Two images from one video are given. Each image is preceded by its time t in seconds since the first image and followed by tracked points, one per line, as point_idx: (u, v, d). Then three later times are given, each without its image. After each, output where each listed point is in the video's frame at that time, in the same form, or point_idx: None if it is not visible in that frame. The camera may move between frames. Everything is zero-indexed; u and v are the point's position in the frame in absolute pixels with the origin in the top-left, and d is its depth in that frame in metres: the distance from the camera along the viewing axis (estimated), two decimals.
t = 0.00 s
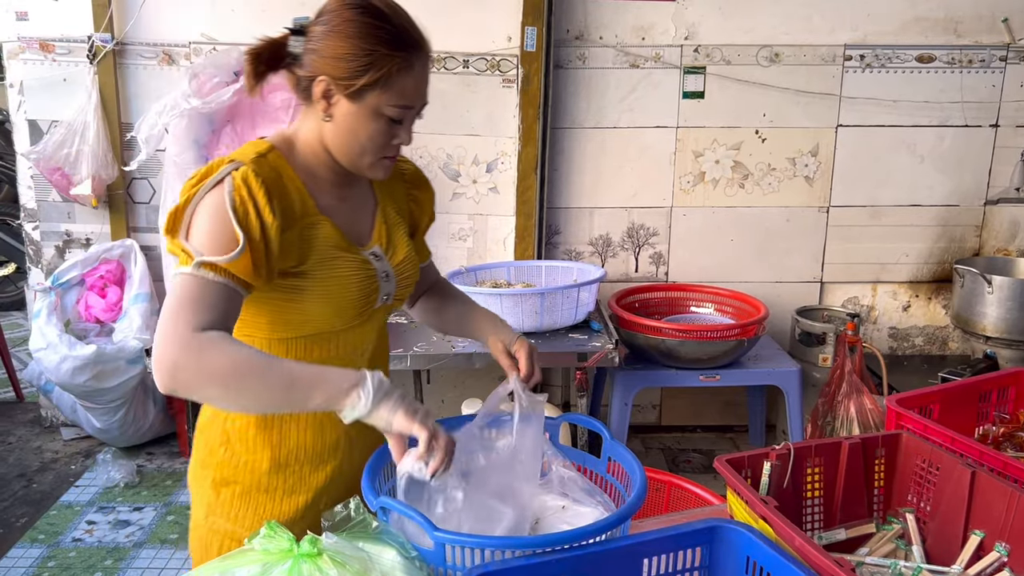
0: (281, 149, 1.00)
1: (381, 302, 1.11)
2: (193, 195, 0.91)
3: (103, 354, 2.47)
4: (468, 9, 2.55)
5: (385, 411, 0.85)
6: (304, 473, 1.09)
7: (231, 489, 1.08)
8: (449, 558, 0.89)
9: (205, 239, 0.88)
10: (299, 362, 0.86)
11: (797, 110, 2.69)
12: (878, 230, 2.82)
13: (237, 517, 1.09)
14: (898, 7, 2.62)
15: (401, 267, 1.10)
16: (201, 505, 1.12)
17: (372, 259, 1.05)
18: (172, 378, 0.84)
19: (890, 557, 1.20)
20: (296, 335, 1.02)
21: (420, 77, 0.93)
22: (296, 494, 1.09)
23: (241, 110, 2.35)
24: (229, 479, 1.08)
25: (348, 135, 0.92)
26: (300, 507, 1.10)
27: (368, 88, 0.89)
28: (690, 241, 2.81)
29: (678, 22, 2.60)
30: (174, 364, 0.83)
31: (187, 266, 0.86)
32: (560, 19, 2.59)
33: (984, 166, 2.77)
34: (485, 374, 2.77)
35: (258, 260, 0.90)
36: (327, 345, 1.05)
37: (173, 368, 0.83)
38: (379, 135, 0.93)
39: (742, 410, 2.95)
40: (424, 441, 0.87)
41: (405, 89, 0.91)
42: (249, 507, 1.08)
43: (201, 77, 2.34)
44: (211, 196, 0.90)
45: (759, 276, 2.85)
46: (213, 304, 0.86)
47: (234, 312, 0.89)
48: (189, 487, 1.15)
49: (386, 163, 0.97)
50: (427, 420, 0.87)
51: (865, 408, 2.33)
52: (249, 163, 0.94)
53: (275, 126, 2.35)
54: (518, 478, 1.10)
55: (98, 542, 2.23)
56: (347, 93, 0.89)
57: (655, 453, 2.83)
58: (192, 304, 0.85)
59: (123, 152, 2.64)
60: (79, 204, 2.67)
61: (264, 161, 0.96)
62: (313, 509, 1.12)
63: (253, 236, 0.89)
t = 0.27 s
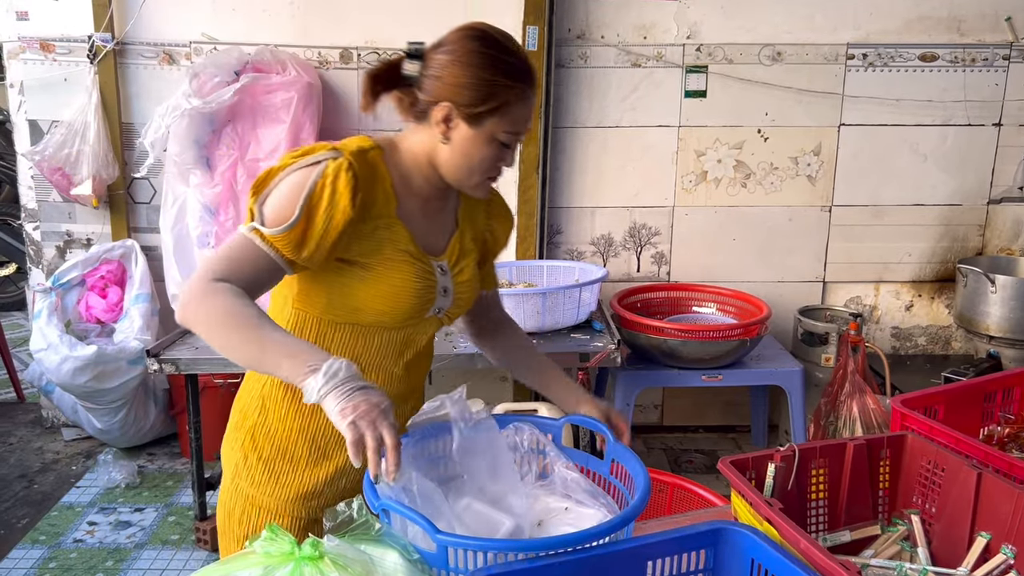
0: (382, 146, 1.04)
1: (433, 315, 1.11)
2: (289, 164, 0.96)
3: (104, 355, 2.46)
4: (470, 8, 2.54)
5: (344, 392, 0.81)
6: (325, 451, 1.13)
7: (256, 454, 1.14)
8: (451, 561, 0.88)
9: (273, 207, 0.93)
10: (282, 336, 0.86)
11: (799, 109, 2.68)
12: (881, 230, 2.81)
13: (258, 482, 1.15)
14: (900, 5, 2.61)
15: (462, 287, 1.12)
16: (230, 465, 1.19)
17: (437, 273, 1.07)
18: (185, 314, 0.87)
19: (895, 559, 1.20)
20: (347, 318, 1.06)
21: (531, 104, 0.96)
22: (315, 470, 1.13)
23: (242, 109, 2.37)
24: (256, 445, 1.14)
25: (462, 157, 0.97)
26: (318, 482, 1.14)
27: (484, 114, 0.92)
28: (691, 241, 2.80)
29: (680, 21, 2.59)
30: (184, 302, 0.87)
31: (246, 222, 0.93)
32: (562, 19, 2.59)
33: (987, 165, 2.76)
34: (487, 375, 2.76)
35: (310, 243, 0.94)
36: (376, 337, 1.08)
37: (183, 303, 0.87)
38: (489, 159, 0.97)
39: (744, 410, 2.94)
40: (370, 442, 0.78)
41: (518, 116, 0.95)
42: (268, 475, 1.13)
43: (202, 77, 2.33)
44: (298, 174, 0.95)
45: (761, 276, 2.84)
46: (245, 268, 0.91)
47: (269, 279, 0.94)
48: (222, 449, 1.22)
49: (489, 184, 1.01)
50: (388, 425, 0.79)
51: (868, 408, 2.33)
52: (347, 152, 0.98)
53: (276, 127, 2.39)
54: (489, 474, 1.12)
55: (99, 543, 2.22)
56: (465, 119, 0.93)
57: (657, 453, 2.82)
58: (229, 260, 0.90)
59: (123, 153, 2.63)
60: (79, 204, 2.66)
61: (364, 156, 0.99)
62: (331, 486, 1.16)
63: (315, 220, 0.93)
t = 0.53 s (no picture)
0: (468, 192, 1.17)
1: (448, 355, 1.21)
2: (383, 177, 1.09)
3: (105, 356, 2.46)
4: (471, 6, 2.53)
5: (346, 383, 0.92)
6: (329, 429, 1.23)
7: (261, 424, 1.21)
8: (453, 564, 0.87)
9: (358, 210, 1.06)
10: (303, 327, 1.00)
11: (802, 109, 2.67)
12: (883, 229, 2.80)
13: (265, 454, 1.22)
14: (904, 4, 2.60)
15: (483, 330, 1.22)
16: (228, 432, 1.25)
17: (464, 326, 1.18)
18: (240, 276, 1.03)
19: (900, 562, 1.20)
20: (367, 326, 1.14)
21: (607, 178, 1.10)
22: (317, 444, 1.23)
23: (243, 109, 2.36)
24: (262, 416, 1.21)
25: (541, 222, 1.10)
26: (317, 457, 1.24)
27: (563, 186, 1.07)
28: (694, 240, 2.79)
29: (682, 20, 2.58)
30: (241, 267, 1.03)
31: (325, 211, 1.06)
32: (564, 18, 2.58)
33: (991, 164, 2.75)
34: (489, 375, 2.76)
35: (370, 254, 1.06)
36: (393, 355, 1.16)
37: (241, 268, 1.03)
38: (567, 225, 1.11)
39: (747, 411, 2.94)
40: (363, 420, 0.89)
41: (593, 187, 1.08)
42: (276, 446, 1.21)
43: (203, 77, 2.31)
44: (388, 188, 1.07)
45: (763, 276, 2.83)
46: (302, 258, 1.06)
47: (321, 267, 1.08)
48: (219, 417, 1.28)
49: (563, 252, 1.14)
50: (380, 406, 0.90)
51: (871, 408, 2.33)
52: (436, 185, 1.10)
53: (278, 127, 2.40)
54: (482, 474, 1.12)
55: (100, 544, 2.22)
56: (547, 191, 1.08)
57: (659, 453, 2.82)
58: (297, 246, 1.06)
59: (124, 152, 2.62)
60: (80, 204, 2.66)
61: (445, 195, 1.12)
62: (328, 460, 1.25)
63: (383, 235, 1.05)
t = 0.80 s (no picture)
0: (468, 180, 1.15)
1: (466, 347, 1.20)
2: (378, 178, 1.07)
3: (107, 356, 2.46)
4: (473, 5, 2.52)
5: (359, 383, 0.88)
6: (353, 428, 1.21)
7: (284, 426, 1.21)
8: (454, 568, 0.87)
9: (354, 214, 1.04)
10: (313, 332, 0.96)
11: (806, 108, 2.66)
12: (887, 229, 2.79)
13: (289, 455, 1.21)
14: (908, 3, 2.59)
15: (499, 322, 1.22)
16: (253, 436, 1.25)
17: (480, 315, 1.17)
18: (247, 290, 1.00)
19: (905, 565, 1.19)
20: (385, 326, 1.16)
21: (601, 153, 1.01)
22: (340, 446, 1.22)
23: (245, 109, 2.36)
24: (285, 418, 1.21)
25: (527, 200, 1.05)
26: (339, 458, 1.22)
27: (544, 159, 1.00)
28: (697, 240, 2.78)
29: (685, 19, 2.57)
30: (251, 278, 1.00)
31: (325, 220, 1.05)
32: (566, 17, 2.57)
33: (995, 163, 2.74)
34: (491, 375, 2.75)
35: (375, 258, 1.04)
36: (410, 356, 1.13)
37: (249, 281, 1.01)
38: (553, 204, 1.04)
39: (750, 411, 2.93)
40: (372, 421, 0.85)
41: (580, 162, 1.00)
42: (300, 446, 1.21)
43: (204, 76, 2.30)
44: (386, 188, 1.06)
45: (767, 275, 2.82)
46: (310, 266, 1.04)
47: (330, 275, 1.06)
48: (244, 423, 1.29)
49: (556, 231, 1.07)
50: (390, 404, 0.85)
51: (875, 409, 2.32)
52: (433, 181, 1.09)
53: (279, 127, 2.39)
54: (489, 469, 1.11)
55: (102, 545, 2.22)
56: (532, 166, 1.02)
57: (662, 454, 2.81)
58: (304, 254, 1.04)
59: (126, 152, 2.62)
60: (82, 204, 2.66)
61: (445, 189, 1.11)
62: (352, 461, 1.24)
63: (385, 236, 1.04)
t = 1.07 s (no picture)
0: (419, 160, 1.09)
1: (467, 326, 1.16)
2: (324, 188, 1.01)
3: (111, 357, 2.45)
4: (477, 5, 2.51)
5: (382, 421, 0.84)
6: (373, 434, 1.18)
7: (303, 441, 1.19)
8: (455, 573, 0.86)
9: (317, 232, 0.98)
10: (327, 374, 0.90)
11: (810, 107, 2.65)
12: (893, 229, 2.78)
13: (310, 469, 1.19)
14: (914, 2, 2.58)
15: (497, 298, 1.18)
16: (277, 454, 1.24)
17: (473, 285, 1.12)
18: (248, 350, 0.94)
19: (911, 569, 1.17)
20: (384, 325, 1.12)
21: (527, 106, 0.94)
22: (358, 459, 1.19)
23: (248, 110, 2.35)
24: (303, 433, 1.19)
25: (457, 157, 0.99)
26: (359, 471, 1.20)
27: (466, 110, 0.95)
28: (701, 240, 2.77)
29: (690, 18, 2.56)
30: (246, 337, 0.93)
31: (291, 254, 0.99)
32: (570, 17, 2.56)
33: (1001, 163, 2.72)
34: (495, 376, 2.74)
35: (354, 265, 0.99)
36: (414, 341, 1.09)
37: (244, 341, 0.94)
38: (477, 161, 0.97)
39: (755, 412, 2.91)
40: (404, 459, 0.81)
41: (500, 115, 0.93)
42: (320, 459, 1.18)
43: (207, 76, 2.31)
44: (338, 193, 1.00)
45: (772, 276, 2.81)
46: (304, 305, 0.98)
47: (321, 300, 1.01)
48: (268, 441, 1.28)
49: (490, 189, 1.00)
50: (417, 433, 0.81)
51: (880, 410, 2.30)
52: (381, 171, 1.03)
53: (282, 127, 2.37)
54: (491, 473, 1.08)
55: (105, 546, 2.21)
56: (458, 119, 0.96)
57: (666, 455, 2.80)
58: (292, 291, 0.97)
59: (129, 153, 2.62)
60: (85, 205, 2.65)
61: (396, 173, 1.05)
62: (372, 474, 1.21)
63: (355, 238, 0.98)
